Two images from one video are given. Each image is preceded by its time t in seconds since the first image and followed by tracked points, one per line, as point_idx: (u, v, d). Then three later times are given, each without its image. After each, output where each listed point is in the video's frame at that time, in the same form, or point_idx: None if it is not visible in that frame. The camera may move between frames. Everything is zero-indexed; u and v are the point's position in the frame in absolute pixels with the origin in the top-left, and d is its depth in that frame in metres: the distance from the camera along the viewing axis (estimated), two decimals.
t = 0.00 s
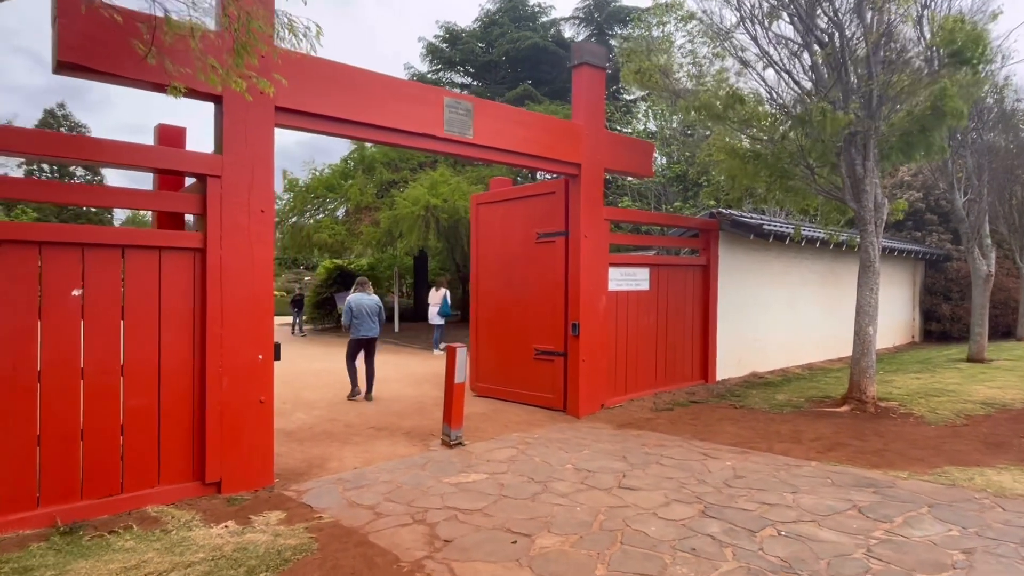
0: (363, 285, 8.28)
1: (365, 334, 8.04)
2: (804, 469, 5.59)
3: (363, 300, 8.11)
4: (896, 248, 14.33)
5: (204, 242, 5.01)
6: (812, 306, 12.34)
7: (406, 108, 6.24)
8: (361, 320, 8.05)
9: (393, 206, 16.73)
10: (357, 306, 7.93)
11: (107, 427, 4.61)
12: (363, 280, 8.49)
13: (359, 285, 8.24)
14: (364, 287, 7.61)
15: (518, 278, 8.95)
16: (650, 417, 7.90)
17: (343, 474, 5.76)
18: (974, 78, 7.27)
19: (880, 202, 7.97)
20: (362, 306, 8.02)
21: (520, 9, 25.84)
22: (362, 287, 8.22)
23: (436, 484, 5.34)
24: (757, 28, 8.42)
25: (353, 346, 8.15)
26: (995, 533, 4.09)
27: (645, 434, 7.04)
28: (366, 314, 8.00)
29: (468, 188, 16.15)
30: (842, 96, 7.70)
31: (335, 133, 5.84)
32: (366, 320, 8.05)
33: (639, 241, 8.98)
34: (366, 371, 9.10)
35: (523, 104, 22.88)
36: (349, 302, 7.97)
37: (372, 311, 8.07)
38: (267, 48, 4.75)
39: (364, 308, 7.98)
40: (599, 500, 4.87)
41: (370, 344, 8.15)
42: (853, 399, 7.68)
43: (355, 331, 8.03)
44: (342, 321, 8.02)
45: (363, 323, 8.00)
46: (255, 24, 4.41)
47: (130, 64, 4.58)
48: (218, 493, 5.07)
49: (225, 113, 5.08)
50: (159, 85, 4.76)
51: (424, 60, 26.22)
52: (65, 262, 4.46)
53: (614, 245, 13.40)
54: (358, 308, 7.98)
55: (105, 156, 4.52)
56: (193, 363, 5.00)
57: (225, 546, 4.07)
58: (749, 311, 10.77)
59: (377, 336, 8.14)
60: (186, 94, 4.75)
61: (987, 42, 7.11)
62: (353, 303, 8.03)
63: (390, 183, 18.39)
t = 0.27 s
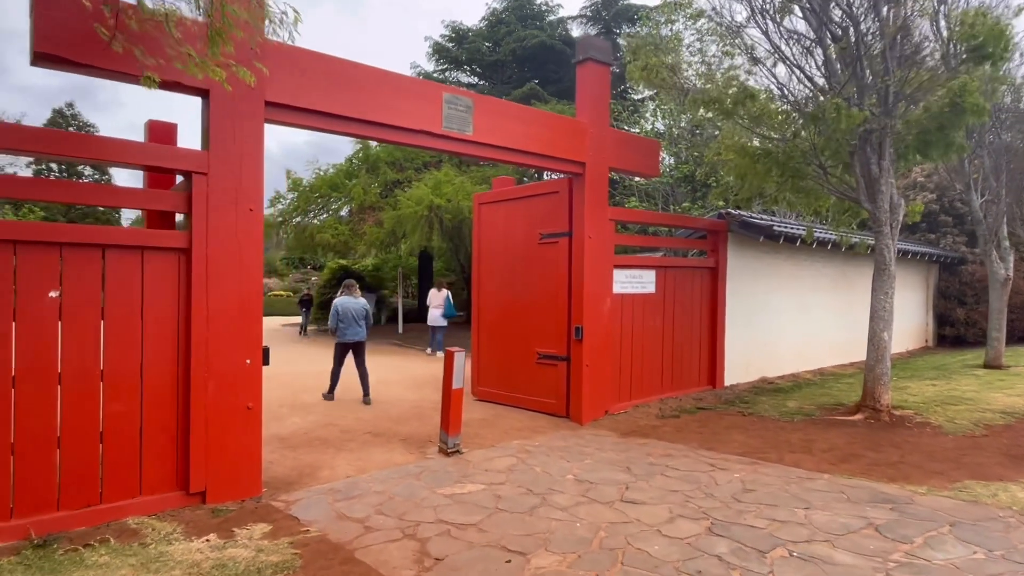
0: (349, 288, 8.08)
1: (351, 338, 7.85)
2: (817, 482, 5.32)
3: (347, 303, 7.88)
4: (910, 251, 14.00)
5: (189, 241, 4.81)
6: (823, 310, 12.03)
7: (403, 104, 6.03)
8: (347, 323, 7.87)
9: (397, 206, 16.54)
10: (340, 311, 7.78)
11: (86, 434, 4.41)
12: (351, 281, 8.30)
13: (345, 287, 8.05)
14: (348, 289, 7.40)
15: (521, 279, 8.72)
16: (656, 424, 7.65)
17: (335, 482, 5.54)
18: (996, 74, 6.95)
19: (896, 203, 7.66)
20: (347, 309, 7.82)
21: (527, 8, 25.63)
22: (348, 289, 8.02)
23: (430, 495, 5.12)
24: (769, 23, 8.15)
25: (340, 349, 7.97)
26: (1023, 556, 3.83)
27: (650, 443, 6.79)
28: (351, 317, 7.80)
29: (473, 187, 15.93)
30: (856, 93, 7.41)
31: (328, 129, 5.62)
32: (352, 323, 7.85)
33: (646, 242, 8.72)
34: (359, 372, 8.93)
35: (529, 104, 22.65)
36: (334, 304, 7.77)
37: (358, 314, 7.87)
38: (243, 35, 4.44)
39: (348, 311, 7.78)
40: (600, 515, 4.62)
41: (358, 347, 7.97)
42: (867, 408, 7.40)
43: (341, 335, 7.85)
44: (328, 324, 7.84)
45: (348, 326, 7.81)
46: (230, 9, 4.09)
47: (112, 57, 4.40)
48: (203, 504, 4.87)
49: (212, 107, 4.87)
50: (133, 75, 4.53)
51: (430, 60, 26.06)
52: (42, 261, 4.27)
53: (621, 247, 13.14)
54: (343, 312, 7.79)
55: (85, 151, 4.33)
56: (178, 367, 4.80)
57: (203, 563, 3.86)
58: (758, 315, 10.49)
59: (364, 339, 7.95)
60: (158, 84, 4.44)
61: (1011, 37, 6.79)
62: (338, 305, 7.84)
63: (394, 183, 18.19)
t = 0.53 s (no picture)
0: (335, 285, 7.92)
1: (335, 337, 7.68)
2: (830, 494, 5.05)
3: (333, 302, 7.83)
4: (925, 251, 13.66)
5: (172, 238, 4.61)
6: (835, 312, 11.71)
7: (400, 97, 5.81)
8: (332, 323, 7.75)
9: (401, 204, 16.35)
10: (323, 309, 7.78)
11: (61, 439, 4.21)
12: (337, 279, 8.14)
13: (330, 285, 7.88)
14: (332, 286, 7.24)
15: (523, 279, 8.49)
16: (662, 429, 7.39)
17: (326, 490, 5.33)
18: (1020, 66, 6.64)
19: (913, 201, 7.36)
20: (332, 307, 7.66)
21: (534, 5, 25.38)
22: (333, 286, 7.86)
23: (423, 504, 4.90)
24: (781, 14, 7.88)
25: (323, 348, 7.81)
26: None
27: (655, 449, 6.54)
28: (335, 315, 7.63)
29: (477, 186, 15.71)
30: (872, 87, 7.12)
31: (321, 122, 5.41)
32: (336, 321, 7.68)
33: (652, 241, 8.47)
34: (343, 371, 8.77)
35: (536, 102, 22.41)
36: (319, 302, 7.61)
37: (342, 312, 7.70)
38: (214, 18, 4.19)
39: (333, 309, 7.62)
40: (600, 528, 4.38)
41: (341, 347, 7.80)
42: (882, 414, 7.11)
43: (325, 333, 7.68)
44: (312, 322, 7.68)
45: (333, 325, 7.64)
46: None
47: (91, 43, 4.21)
48: (187, 512, 4.67)
49: (197, 98, 4.67)
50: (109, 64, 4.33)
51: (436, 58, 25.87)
52: (16, 258, 4.08)
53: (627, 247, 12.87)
54: (328, 309, 7.62)
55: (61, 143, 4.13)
56: (160, 370, 4.60)
57: None
58: (768, 317, 10.20)
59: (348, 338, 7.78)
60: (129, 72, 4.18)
61: None
62: (323, 303, 7.67)
63: (398, 182, 18.00)
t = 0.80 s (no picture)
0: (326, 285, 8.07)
1: (325, 335, 7.78)
2: (846, 502, 4.74)
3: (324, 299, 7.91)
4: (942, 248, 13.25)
5: (149, 229, 4.38)
6: (849, 310, 11.35)
7: (392, 83, 5.55)
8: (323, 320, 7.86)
9: (404, 201, 16.12)
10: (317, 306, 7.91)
11: (30, 441, 4.00)
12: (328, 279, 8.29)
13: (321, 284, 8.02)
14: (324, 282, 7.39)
15: (525, 276, 8.22)
16: (668, 431, 7.09)
17: (313, 494, 5.09)
18: None
19: (932, 193, 7.02)
20: (323, 305, 7.78)
21: None
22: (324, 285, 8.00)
23: (414, 511, 4.64)
24: None
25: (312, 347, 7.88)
26: None
27: (660, 452, 6.25)
28: (326, 313, 7.76)
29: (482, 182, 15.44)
30: (890, 73, 6.78)
31: (309, 109, 5.16)
32: (327, 319, 7.81)
33: (659, 236, 8.17)
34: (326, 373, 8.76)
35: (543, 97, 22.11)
36: (310, 299, 7.73)
37: (333, 310, 7.83)
38: None
39: (324, 307, 7.75)
40: (599, 538, 4.10)
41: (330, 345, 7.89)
42: (899, 417, 6.79)
43: (315, 331, 7.78)
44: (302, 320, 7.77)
45: (323, 322, 7.76)
46: None
47: (42, 17, 3.94)
48: (165, 517, 4.45)
49: (175, 82, 4.43)
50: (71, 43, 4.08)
51: (443, 54, 25.63)
52: None
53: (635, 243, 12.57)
54: (319, 307, 7.75)
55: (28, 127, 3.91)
56: (137, 368, 4.38)
57: None
58: (780, 315, 9.87)
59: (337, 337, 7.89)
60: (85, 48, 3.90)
61: None
62: (314, 300, 7.79)
63: (403, 178, 17.79)
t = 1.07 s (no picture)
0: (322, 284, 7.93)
1: (318, 336, 7.69)
2: (866, 516, 4.45)
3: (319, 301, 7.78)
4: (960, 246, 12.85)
5: (126, 225, 4.14)
6: (863, 310, 11.01)
7: (386, 72, 5.30)
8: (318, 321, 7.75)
9: (408, 198, 15.87)
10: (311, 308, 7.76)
11: None
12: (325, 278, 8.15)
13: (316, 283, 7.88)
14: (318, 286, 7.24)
15: (528, 274, 7.95)
16: (676, 437, 6.80)
17: (302, 504, 4.85)
18: None
19: (955, 188, 6.69)
20: (317, 306, 7.67)
21: None
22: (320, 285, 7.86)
23: (406, 523, 4.39)
24: None
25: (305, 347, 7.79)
26: None
27: (669, 459, 5.97)
28: (320, 315, 7.64)
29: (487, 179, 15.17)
30: (911, 61, 6.45)
31: (298, 100, 4.92)
32: (321, 321, 7.70)
33: (667, 234, 7.87)
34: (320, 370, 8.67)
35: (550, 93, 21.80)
36: (305, 300, 7.61)
37: (328, 312, 7.72)
38: None
39: (319, 308, 7.64)
40: (602, 556, 3.82)
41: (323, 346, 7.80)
42: (920, 422, 6.46)
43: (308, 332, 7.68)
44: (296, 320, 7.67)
45: (317, 324, 7.65)
46: None
47: None
48: (143, 529, 4.21)
49: (153, 70, 4.20)
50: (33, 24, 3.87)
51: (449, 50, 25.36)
52: None
53: (643, 240, 12.27)
54: (313, 309, 7.63)
55: None
56: (113, 371, 4.15)
57: None
58: (792, 315, 9.56)
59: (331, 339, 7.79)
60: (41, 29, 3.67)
61: None
62: (309, 301, 7.68)
63: (407, 175, 17.57)
